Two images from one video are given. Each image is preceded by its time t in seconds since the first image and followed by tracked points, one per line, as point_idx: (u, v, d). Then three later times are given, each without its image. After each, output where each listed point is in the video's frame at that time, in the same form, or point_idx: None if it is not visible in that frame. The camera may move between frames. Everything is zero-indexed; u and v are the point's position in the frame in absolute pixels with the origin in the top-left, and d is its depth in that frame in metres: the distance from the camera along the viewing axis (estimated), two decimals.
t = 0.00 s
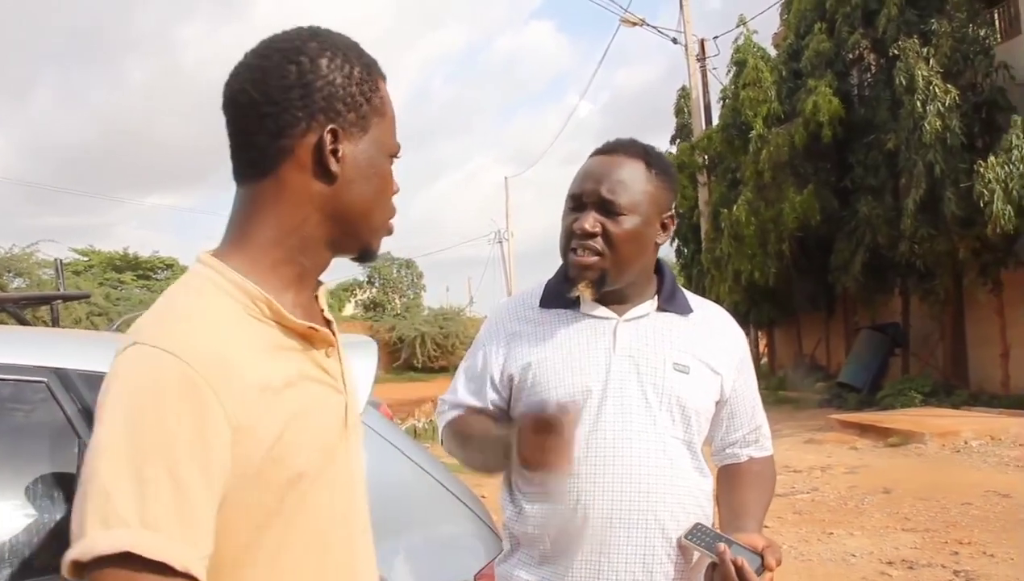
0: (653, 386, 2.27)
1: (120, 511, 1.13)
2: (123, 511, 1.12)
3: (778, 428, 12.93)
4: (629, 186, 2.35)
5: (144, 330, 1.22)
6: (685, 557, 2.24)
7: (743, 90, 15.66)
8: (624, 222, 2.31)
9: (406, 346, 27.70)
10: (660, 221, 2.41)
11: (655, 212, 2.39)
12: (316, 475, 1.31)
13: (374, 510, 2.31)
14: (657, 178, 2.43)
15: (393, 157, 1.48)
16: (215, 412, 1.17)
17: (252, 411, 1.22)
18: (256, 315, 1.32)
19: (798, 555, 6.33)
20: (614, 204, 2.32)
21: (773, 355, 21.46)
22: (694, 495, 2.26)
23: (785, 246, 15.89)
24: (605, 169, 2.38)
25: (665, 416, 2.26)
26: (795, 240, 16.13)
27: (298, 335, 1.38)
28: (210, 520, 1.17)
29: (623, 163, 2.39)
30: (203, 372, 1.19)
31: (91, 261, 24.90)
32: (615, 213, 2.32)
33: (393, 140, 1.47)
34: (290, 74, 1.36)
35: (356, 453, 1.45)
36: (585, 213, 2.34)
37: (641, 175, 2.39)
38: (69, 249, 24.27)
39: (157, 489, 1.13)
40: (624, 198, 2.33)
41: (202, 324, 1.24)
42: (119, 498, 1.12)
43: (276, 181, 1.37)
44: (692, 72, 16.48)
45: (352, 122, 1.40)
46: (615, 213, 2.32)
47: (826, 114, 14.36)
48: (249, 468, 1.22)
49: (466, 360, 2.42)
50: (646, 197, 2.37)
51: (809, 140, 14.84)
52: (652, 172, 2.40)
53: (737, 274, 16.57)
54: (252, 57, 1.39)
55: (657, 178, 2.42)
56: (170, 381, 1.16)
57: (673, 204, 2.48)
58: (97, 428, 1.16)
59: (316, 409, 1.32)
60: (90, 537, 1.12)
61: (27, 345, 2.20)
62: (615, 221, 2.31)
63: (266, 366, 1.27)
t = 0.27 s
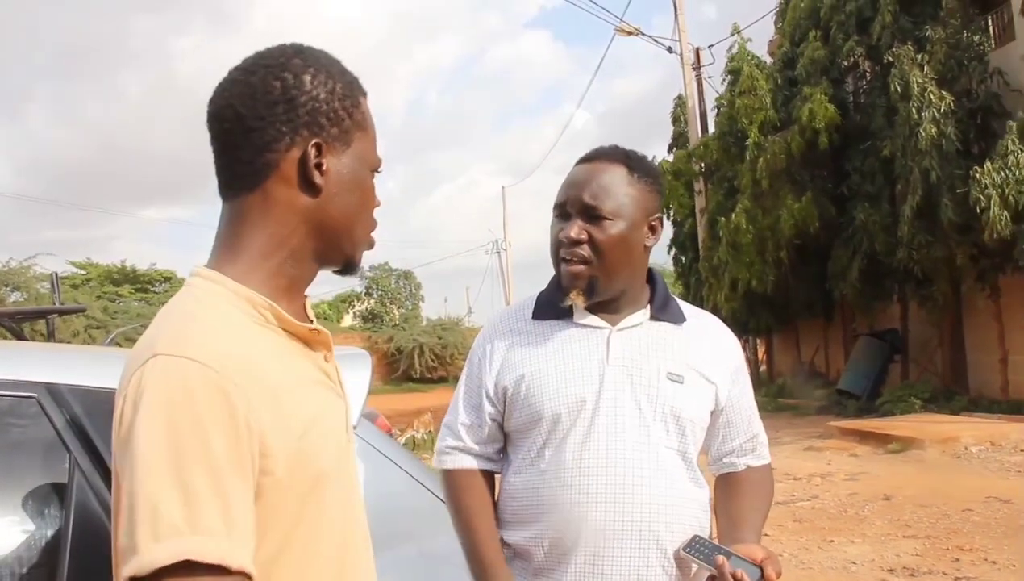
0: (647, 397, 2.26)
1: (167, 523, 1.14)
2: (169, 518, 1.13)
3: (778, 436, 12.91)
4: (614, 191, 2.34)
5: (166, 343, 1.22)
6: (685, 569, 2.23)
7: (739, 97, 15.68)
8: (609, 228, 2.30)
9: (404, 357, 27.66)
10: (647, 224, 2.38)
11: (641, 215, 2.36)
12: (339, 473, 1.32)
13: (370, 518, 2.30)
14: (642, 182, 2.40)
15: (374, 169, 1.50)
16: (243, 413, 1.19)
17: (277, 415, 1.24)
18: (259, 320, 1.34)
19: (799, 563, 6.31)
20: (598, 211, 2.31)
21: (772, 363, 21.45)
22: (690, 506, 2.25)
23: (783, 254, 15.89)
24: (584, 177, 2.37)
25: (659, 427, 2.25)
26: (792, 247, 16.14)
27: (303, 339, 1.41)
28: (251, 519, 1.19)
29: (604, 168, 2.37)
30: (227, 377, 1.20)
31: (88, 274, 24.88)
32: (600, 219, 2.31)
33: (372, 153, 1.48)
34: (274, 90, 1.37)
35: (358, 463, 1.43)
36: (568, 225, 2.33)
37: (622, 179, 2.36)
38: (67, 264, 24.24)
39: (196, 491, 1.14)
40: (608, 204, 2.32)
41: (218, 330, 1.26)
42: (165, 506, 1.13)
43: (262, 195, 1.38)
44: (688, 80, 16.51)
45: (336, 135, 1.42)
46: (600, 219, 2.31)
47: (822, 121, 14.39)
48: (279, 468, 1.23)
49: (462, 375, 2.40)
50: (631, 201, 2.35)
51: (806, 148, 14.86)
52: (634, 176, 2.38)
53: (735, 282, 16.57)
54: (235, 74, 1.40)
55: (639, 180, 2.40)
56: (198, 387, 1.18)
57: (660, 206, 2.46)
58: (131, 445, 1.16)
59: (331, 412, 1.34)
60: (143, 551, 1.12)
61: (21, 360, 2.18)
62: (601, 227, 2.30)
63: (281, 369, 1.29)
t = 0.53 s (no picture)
0: (642, 395, 2.24)
1: (182, 523, 1.13)
2: (186, 520, 1.12)
3: (786, 433, 12.87)
4: (604, 188, 2.31)
5: (174, 343, 1.20)
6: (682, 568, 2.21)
7: (744, 93, 15.64)
8: (600, 224, 2.28)
9: (412, 356, 27.71)
10: (639, 219, 2.35)
11: (633, 211, 2.34)
12: (343, 465, 1.32)
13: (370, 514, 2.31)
14: (633, 176, 2.37)
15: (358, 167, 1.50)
16: (251, 409, 1.18)
17: (283, 411, 1.23)
18: (253, 316, 1.35)
19: (807, 561, 6.28)
20: (587, 207, 2.28)
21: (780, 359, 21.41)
22: (689, 506, 2.23)
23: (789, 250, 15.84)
24: (573, 173, 2.34)
25: (654, 426, 2.23)
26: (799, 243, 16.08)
27: (299, 333, 1.43)
28: (264, 518, 1.18)
29: (593, 163, 2.34)
30: (232, 372, 1.19)
31: (96, 276, 24.94)
32: (590, 215, 2.28)
33: (356, 150, 1.49)
34: (257, 88, 1.37)
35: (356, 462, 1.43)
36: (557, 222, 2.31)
37: (611, 174, 2.33)
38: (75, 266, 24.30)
39: (209, 488, 1.14)
40: (597, 200, 2.29)
41: (217, 326, 1.25)
42: (182, 508, 1.13)
43: (248, 192, 1.38)
44: (693, 76, 16.47)
45: (321, 133, 1.42)
46: (590, 216, 2.28)
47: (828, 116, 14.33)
48: (288, 463, 1.23)
49: (458, 374, 2.39)
50: (622, 197, 2.32)
51: (812, 143, 14.80)
52: (624, 172, 2.35)
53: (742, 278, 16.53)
54: (218, 73, 1.40)
55: (629, 174, 2.37)
56: (204, 384, 1.16)
57: (653, 201, 2.43)
58: (141, 434, 1.14)
59: (332, 406, 1.34)
60: (163, 553, 1.12)
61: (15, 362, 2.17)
62: (591, 224, 2.27)
63: (282, 364, 1.28)
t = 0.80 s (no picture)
0: (645, 393, 2.20)
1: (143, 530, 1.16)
2: (150, 527, 1.15)
3: (806, 431, 12.77)
4: (606, 184, 2.27)
5: (142, 344, 1.23)
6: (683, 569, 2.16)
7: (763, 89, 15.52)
8: (604, 221, 2.23)
9: (431, 354, 27.69)
10: (642, 216, 2.31)
11: (636, 208, 2.29)
12: (330, 468, 1.33)
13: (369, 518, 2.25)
14: (637, 172, 2.33)
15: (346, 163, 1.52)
16: (221, 414, 1.21)
17: (260, 414, 1.25)
18: (236, 314, 1.36)
19: (826, 561, 6.21)
20: (590, 204, 2.24)
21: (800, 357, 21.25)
22: (692, 508, 2.19)
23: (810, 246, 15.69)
24: (575, 170, 2.29)
25: (658, 424, 2.19)
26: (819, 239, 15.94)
27: (283, 332, 1.45)
28: (231, 524, 1.21)
29: (595, 159, 2.30)
30: (207, 378, 1.22)
31: (118, 274, 25.07)
32: (594, 212, 2.24)
33: (343, 145, 1.50)
34: (242, 84, 1.38)
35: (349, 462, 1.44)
36: (560, 219, 2.27)
37: (614, 170, 2.29)
38: (96, 265, 24.44)
39: (183, 501, 1.17)
40: (600, 197, 2.25)
41: (198, 327, 1.27)
42: (146, 514, 1.16)
43: (233, 189, 1.40)
44: (711, 72, 16.37)
45: (307, 128, 1.44)
46: (593, 212, 2.24)
47: (848, 111, 14.21)
48: (267, 468, 1.24)
49: (458, 371, 2.35)
50: (624, 193, 2.28)
51: (833, 138, 14.66)
52: (627, 167, 2.30)
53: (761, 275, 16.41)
54: (203, 67, 1.41)
55: (632, 171, 2.32)
56: (174, 389, 1.19)
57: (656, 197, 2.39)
58: (108, 444, 1.18)
59: (319, 410, 1.35)
60: (122, 563, 1.15)
61: (18, 363, 2.17)
62: (594, 221, 2.24)
63: (263, 365, 1.31)
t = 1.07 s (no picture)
0: (646, 396, 2.15)
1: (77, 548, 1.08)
2: (80, 543, 1.07)
3: (823, 434, 12.65)
4: (628, 190, 2.15)
5: (86, 346, 1.17)
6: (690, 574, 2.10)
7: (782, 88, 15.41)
8: (628, 230, 2.14)
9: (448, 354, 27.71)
10: (654, 219, 2.22)
11: (652, 212, 2.20)
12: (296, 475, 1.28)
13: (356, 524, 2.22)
14: (648, 173, 2.22)
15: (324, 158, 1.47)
16: (171, 420, 1.15)
17: (216, 418, 1.19)
18: (199, 318, 1.31)
19: (843, 566, 6.13)
20: (615, 213, 2.13)
21: (819, 358, 21.08)
22: (695, 512, 2.13)
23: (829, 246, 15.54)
24: (586, 169, 2.17)
25: (660, 428, 2.13)
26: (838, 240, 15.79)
27: (250, 335, 1.38)
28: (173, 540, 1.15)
29: (607, 158, 2.17)
30: (157, 383, 1.16)
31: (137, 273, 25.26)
32: (617, 221, 2.14)
33: (318, 140, 1.45)
34: (207, 77, 1.34)
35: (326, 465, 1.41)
36: (575, 224, 2.15)
37: (629, 172, 2.17)
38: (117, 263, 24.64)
39: (118, 521, 1.09)
40: (619, 202, 2.14)
41: (154, 330, 1.22)
42: (75, 529, 1.08)
43: (201, 187, 1.35)
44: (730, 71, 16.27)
45: (277, 122, 1.39)
46: (617, 221, 2.14)
47: (869, 111, 14.07)
48: (221, 476, 1.19)
49: (453, 372, 2.28)
50: (643, 198, 2.18)
51: (852, 138, 14.53)
52: (644, 170, 2.19)
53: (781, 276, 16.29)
54: (169, 60, 1.37)
55: (644, 170, 2.21)
56: (118, 392, 1.12)
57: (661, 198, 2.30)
58: (38, 454, 1.10)
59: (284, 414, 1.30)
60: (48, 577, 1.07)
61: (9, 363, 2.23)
62: (620, 230, 2.13)
63: (224, 366, 1.26)
